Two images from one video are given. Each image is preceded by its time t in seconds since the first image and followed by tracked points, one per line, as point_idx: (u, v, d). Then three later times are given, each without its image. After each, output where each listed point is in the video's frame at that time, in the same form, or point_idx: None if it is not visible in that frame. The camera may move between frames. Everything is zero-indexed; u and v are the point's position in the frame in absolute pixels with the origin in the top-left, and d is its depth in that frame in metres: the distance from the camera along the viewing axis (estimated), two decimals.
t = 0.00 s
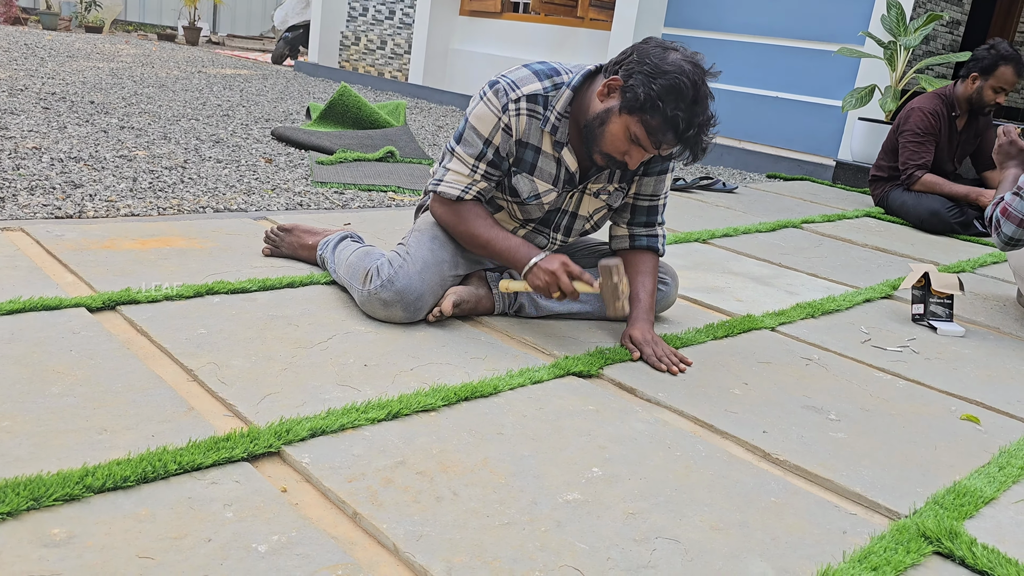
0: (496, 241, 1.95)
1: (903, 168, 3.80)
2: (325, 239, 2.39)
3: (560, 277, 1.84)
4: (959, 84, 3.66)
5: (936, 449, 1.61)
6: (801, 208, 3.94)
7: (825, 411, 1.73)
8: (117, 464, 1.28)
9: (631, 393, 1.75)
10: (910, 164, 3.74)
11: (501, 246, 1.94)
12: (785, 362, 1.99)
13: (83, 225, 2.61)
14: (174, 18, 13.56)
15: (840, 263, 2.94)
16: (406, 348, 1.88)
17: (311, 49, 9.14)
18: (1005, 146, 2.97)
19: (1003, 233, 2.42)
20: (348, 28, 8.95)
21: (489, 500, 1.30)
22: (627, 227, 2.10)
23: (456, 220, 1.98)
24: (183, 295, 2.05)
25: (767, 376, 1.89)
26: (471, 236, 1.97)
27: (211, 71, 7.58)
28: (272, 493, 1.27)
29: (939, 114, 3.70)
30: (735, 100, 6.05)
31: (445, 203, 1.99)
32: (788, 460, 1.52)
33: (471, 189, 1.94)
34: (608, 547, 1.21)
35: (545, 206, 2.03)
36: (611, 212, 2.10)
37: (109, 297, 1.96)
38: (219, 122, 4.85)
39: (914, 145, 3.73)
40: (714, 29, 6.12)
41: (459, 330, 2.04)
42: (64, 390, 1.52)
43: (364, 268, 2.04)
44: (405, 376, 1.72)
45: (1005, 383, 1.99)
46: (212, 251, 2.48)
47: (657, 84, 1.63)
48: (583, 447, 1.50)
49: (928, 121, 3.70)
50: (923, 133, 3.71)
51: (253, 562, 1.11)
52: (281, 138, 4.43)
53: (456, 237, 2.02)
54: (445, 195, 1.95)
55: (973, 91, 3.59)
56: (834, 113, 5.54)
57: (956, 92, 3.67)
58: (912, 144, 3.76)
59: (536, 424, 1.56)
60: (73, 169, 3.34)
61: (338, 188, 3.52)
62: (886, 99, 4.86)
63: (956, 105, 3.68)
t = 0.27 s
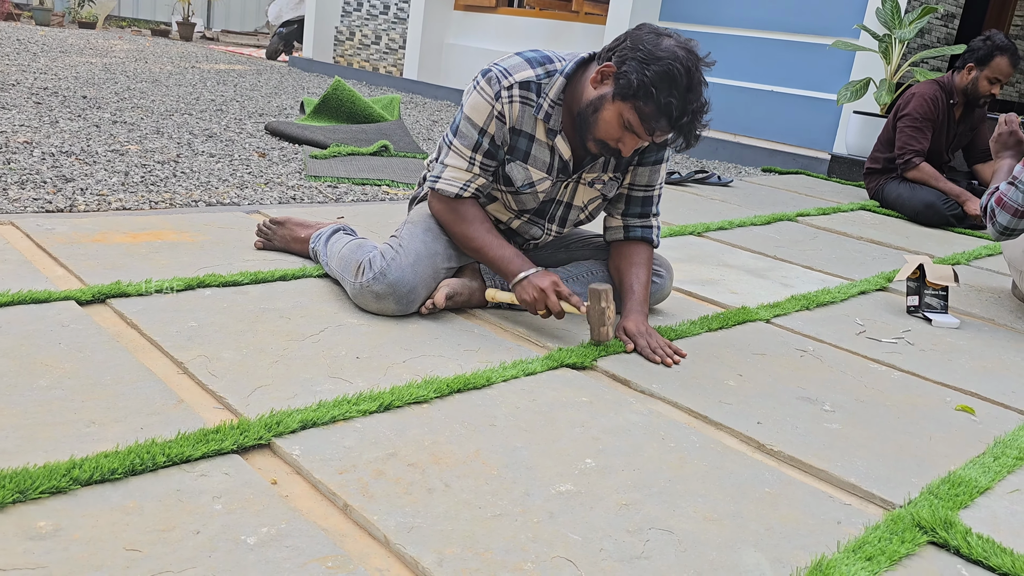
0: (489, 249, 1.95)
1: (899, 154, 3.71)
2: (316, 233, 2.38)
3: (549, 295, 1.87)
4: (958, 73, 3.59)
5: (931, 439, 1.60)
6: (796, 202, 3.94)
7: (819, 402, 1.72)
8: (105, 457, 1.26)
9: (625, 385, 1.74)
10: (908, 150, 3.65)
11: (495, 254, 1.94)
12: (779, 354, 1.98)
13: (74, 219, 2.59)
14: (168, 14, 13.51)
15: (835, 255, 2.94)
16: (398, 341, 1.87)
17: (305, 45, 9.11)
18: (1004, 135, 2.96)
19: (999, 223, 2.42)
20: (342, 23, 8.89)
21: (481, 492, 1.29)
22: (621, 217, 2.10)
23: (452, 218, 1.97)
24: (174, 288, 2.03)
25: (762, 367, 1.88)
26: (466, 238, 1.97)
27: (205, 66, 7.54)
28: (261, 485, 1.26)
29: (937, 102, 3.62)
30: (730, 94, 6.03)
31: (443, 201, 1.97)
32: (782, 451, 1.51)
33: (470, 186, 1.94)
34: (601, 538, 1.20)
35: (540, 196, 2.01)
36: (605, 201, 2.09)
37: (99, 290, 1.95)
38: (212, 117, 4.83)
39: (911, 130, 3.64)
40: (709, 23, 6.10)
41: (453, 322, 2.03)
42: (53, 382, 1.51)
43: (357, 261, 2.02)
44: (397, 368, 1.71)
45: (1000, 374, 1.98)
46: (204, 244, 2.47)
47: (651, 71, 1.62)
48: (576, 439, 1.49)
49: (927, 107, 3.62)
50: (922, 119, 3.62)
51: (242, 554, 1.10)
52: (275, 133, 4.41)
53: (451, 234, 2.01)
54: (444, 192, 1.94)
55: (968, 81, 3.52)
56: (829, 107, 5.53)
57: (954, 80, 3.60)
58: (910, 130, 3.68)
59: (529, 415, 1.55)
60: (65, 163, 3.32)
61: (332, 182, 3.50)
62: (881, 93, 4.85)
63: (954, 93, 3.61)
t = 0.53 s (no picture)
0: (483, 217, 1.92)
1: (890, 145, 3.69)
2: (306, 229, 2.36)
3: (546, 234, 1.79)
4: (954, 66, 3.55)
5: (925, 431, 1.59)
6: (790, 195, 3.93)
7: (812, 395, 1.71)
8: (90, 454, 1.25)
9: (617, 379, 1.73)
10: (898, 142, 3.63)
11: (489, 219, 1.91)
12: (773, 347, 1.97)
13: (62, 216, 2.56)
14: (159, 11, 13.44)
15: (829, 249, 2.93)
16: (389, 336, 1.85)
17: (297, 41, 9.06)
18: (991, 126, 2.95)
19: (993, 215, 2.39)
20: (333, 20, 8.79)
21: (472, 487, 1.28)
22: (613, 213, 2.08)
23: (440, 203, 1.97)
24: (163, 285, 2.02)
25: (755, 361, 1.87)
26: (457, 216, 1.95)
27: (196, 63, 7.50)
28: (249, 482, 1.25)
29: (930, 94, 3.59)
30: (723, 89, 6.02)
31: (428, 187, 1.97)
32: (775, 444, 1.50)
33: (453, 173, 1.93)
34: (592, 533, 1.19)
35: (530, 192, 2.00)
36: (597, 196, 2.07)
37: (86, 288, 1.93)
38: (203, 113, 4.79)
39: (902, 122, 3.62)
40: (701, 17, 6.08)
41: (444, 317, 2.02)
42: (38, 379, 1.49)
43: (347, 256, 2.00)
44: (388, 364, 1.69)
45: (994, 365, 1.97)
46: (194, 240, 2.45)
47: (644, 70, 1.61)
48: (568, 433, 1.47)
49: (920, 99, 3.58)
50: (913, 111, 3.60)
51: (228, 552, 1.08)
52: (267, 129, 4.39)
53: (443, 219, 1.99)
54: (428, 179, 1.94)
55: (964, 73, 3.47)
56: (822, 100, 5.52)
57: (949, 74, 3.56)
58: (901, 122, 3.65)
59: (521, 410, 1.54)
60: (53, 160, 3.29)
61: (323, 178, 3.48)
62: (874, 86, 4.84)
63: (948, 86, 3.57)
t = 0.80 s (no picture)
0: (465, 222, 1.92)
1: (891, 135, 3.64)
2: (298, 223, 2.35)
3: (526, 268, 1.84)
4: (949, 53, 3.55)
5: (921, 419, 1.58)
6: (785, 186, 3.92)
7: (808, 384, 1.71)
8: (79, 449, 1.23)
9: (612, 370, 1.72)
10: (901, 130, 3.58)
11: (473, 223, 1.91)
12: (768, 337, 1.96)
13: (53, 212, 2.55)
14: (152, 6, 13.37)
15: (825, 238, 2.92)
16: (382, 329, 1.84)
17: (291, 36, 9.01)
18: (987, 113, 2.90)
19: (987, 202, 2.40)
20: (326, 14, 8.71)
21: (466, 479, 1.27)
22: (606, 203, 2.07)
23: (428, 195, 1.95)
24: (154, 279, 2.00)
25: (750, 350, 1.86)
26: (444, 214, 1.94)
27: (190, 59, 7.46)
28: (240, 476, 1.24)
29: (928, 81, 3.57)
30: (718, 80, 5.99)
31: (419, 178, 1.96)
32: (771, 433, 1.49)
33: (444, 164, 1.92)
34: (586, 524, 1.18)
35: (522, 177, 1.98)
36: (588, 182, 2.06)
37: (76, 282, 1.91)
38: (196, 108, 4.77)
39: (903, 110, 3.58)
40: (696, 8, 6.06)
41: (438, 309, 2.00)
42: (27, 375, 1.48)
43: (340, 249, 1.99)
44: (381, 356, 1.68)
45: (990, 353, 1.97)
46: (186, 235, 2.43)
47: (630, 33, 1.59)
48: (562, 424, 1.47)
49: (918, 86, 3.56)
50: (913, 98, 3.56)
51: (219, 546, 1.07)
52: (260, 124, 4.36)
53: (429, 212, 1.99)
54: (420, 171, 1.92)
55: (960, 60, 3.46)
56: (817, 91, 5.50)
57: (946, 61, 3.54)
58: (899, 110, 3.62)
59: (515, 402, 1.53)
60: (44, 156, 3.27)
61: (317, 172, 3.46)
62: (869, 76, 4.83)
63: (945, 74, 3.55)
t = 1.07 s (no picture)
0: (444, 186, 1.92)
1: (883, 123, 3.63)
2: (288, 215, 2.33)
3: (513, 239, 1.89)
4: (944, 41, 3.52)
5: (916, 407, 1.58)
6: (779, 176, 3.91)
7: (802, 372, 1.70)
8: (67, 443, 1.22)
9: (605, 359, 1.71)
10: (893, 118, 3.56)
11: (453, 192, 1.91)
12: (762, 325, 1.95)
13: (42, 206, 2.52)
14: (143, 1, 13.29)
15: (819, 227, 2.91)
16: (374, 320, 1.83)
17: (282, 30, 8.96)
18: (992, 92, 2.91)
19: (981, 187, 2.42)
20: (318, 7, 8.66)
21: (457, 469, 1.26)
22: (595, 170, 2.10)
23: (401, 158, 1.93)
24: (144, 272, 1.98)
25: (745, 339, 1.85)
26: (420, 180, 1.93)
27: (180, 53, 7.41)
28: (230, 468, 1.22)
29: (921, 70, 3.55)
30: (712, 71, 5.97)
31: (393, 142, 1.92)
32: (765, 421, 1.48)
33: (419, 125, 1.90)
34: (580, 513, 1.17)
35: (504, 134, 1.98)
36: (568, 140, 2.09)
37: (64, 276, 1.89)
38: (187, 102, 4.74)
39: (897, 98, 3.57)
40: None
41: (430, 300, 1.99)
42: (14, 369, 1.46)
43: (331, 240, 1.98)
44: (372, 347, 1.67)
45: (984, 340, 1.96)
46: (176, 228, 2.42)
47: None
48: (555, 414, 1.46)
49: (913, 76, 3.55)
50: (907, 88, 3.55)
51: (207, 538, 1.06)
52: (251, 117, 4.33)
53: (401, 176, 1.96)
54: (394, 135, 1.90)
55: (954, 49, 3.44)
56: (811, 80, 5.48)
57: (940, 50, 3.53)
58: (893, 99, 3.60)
59: (507, 392, 1.52)
60: (33, 150, 3.25)
61: (308, 164, 3.44)
62: (862, 65, 4.81)
63: (940, 62, 3.54)
